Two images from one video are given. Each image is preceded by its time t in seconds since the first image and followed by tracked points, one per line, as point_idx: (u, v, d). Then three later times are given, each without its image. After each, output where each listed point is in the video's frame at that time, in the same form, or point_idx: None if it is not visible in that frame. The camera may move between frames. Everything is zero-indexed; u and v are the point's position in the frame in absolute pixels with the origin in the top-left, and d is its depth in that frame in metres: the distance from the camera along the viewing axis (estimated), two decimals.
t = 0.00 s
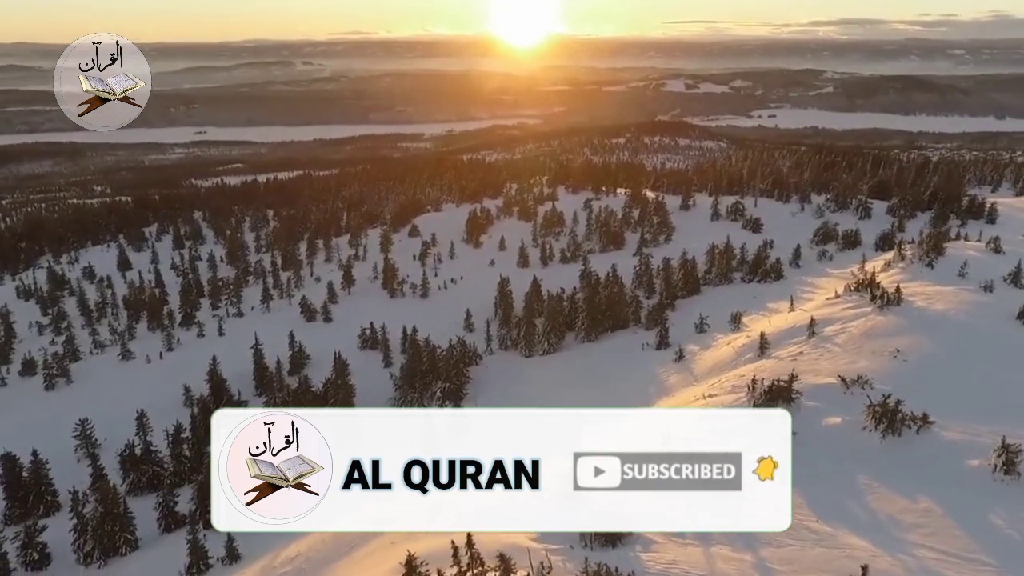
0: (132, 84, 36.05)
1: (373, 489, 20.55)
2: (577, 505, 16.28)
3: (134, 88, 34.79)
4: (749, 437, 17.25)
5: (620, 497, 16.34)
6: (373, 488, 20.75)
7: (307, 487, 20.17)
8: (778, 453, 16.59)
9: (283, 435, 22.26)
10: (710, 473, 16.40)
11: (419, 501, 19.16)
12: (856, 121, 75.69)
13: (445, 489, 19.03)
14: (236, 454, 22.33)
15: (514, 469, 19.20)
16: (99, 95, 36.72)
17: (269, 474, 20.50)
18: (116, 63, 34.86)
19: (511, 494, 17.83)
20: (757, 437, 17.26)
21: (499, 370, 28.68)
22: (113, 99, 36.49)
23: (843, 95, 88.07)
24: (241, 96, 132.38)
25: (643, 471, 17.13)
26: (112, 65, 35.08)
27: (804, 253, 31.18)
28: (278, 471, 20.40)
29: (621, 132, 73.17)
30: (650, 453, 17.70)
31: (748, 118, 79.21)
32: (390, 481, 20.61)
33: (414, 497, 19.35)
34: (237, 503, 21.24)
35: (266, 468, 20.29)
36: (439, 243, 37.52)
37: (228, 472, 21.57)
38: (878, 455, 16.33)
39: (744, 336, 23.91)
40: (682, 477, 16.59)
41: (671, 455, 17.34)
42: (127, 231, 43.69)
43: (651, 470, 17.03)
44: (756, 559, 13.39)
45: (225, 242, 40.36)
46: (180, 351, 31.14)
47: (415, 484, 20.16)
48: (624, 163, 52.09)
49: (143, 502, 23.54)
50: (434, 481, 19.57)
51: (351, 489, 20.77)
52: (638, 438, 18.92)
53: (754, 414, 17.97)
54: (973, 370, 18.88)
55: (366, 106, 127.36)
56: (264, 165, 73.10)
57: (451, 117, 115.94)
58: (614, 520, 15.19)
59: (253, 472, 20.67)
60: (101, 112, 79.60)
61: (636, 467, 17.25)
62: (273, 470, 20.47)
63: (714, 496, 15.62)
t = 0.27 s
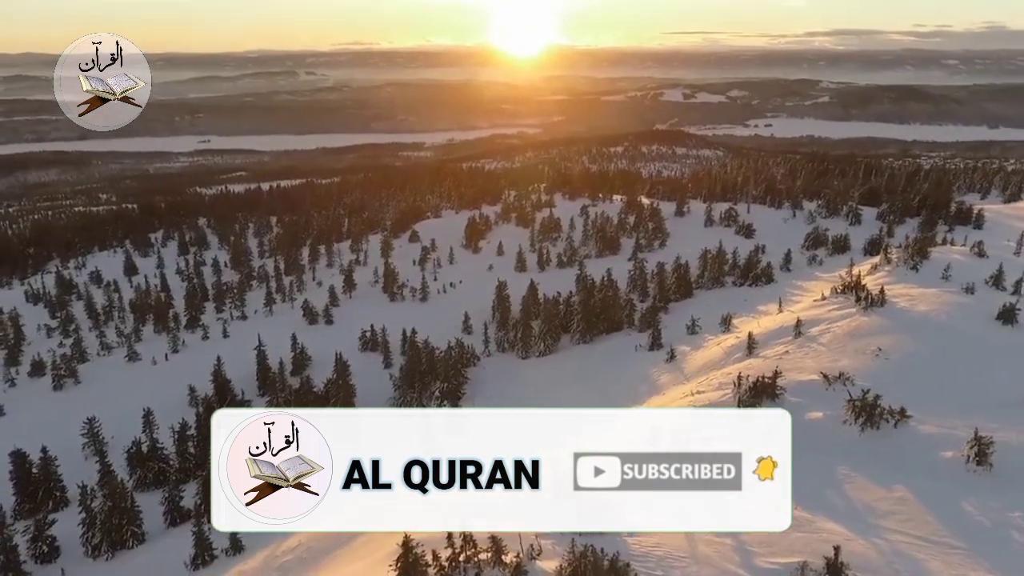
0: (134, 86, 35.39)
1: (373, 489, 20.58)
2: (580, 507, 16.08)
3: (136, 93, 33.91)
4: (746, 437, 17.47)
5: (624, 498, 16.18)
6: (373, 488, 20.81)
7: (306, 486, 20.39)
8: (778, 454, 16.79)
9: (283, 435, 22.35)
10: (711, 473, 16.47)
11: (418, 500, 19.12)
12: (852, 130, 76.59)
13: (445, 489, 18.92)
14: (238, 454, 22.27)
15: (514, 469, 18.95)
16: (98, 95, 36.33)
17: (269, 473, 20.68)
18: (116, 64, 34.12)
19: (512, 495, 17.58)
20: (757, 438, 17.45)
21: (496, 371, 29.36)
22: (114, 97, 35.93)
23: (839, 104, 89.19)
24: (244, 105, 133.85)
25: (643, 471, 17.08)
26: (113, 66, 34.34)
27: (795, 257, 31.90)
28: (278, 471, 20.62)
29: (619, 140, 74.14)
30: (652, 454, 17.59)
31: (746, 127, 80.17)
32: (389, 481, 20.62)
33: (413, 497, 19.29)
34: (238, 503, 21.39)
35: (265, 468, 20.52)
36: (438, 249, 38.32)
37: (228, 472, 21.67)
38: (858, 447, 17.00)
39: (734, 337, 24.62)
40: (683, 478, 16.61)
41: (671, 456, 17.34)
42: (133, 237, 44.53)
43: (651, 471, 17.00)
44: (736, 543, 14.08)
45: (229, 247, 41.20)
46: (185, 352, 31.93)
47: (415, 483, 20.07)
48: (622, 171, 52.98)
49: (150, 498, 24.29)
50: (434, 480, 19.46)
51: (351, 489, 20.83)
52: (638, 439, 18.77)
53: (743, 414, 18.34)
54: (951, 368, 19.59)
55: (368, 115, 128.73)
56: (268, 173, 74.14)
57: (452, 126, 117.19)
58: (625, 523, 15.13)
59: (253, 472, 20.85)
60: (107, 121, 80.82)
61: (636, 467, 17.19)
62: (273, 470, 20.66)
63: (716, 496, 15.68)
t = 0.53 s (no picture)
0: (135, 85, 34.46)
1: (375, 491, 20.23)
2: (583, 505, 16.02)
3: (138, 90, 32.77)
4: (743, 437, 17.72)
5: (627, 497, 16.09)
6: (373, 488, 20.76)
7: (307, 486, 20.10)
8: (776, 454, 17.00)
9: (283, 435, 22.12)
10: (711, 473, 16.56)
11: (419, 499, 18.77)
12: (846, 140, 77.66)
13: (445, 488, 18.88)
14: (238, 455, 21.90)
15: (514, 469, 18.73)
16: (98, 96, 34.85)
17: (269, 474, 20.22)
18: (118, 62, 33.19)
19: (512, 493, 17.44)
20: (756, 439, 17.70)
21: (493, 373, 30.08)
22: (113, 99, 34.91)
23: (834, 114, 90.33)
24: (247, 115, 135.27)
25: (642, 471, 17.16)
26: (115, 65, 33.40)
27: (785, 262, 32.64)
28: (278, 471, 20.18)
29: (617, 149, 75.14)
30: (650, 453, 17.87)
31: (742, 136, 81.24)
32: (391, 482, 20.27)
33: (413, 496, 18.91)
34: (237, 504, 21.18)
35: (265, 468, 19.99)
36: (437, 254, 39.14)
37: (229, 472, 21.54)
38: (837, 440, 17.69)
39: (722, 338, 25.36)
40: (683, 477, 16.70)
41: (671, 457, 17.54)
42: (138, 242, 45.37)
43: (651, 471, 17.08)
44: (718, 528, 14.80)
45: (232, 252, 42.01)
46: (189, 354, 32.66)
47: (416, 484, 19.86)
48: (618, 178, 53.90)
49: (155, 494, 25.00)
50: (435, 480, 19.21)
51: (351, 489, 20.74)
52: (638, 440, 18.88)
53: (739, 414, 18.65)
54: (930, 366, 20.31)
55: (369, 124, 130.05)
56: (270, 181, 75.12)
57: (452, 135, 118.38)
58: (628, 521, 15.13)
59: (252, 473, 20.25)
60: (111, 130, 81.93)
61: (635, 467, 17.25)
62: (273, 470, 20.19)
63: (717, 495, 15.70)
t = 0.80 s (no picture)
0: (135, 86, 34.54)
1: (372, 492, 20.34)
2: (584, 506, 15.94)
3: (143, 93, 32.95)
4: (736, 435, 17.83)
5: (630, 499, 16.03)
6: (373, 489, 21.03)
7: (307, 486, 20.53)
8: (776, 454, 17.13)
9: (282, 436, 22.63)
10: (711, 473, 16.62)
11: (419, 499, 18.87)
12: (842, 149, 78.67)
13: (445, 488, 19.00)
14: (237, 454, 22.45)
15: (514, 468, 18.24)
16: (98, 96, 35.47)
17: (269, 473, 21.14)
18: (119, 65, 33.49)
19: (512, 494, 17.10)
20: (754, 439, 17.82)
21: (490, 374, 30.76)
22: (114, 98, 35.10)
23: (829, 123, 91.40)
24: (249, 124, 136.67)
25: (642, 470, 17.12)
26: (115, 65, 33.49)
27: (776, 267, 33.39)
28: (278, 471, 21.05)
29: (615, 157, 76.13)
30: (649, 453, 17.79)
31: (738, 145, 82.25)
32: (390, 483, 20.44)
33: (413, 497, 19.03)
34: (238, 503, 21.23)
35: (265, 468, 20.96)
36: (436, 259, 39.95)
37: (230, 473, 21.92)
38: (818, 434, 18.39)
39: (712, 339, 26.10)
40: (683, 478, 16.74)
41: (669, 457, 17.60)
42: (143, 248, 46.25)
43: (651, 470, 17.06)
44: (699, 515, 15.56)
45: (235, 258, 42.86)
46: (193, 356, 33.43)
47: (415, 484, 20.03)
48: (614, 186, 54.82)
49: (160, 491, 25.73)
50: (435, 482, 19.41)
51: (351, 489, 21.01)
52: (634, 441, 18.85)
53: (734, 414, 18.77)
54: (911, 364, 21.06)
55: (370, 133, 131.33)
56: (272, 188, 76.11)
57: (452, 144, 119.58)
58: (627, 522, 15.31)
59: (253, 473, 21.20)
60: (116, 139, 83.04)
61: (635, 467, 17.21)
62: (273, 470, 21.12)
63: (718, 496, 15.84)
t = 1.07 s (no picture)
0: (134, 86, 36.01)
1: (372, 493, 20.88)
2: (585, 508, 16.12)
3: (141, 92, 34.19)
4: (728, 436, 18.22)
5: (630, 502, 16.31)
6: (373, 488, 21.71)
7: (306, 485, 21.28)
8: (775, 454, 17.50)
9: (282, 436, 23.47)
10: (711, 473, 16.88)
11: (419, 499, 19.43)
12: (838, 157, 79.58)
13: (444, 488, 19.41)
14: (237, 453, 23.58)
15: (514, 469, 18.03)
16: (99, 96, 36.68)
17: (269, 474, 21.73)
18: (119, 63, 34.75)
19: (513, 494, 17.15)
20: (753, 439, 18.18)
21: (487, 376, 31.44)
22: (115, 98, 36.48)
23: (825, 132, 92.42)
24: (252, 133, 138.02)
25: (642, 470, 17.38)
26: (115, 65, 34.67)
27: (767, 272, 34.13)
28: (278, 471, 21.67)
29: (613, 166, 77.11)
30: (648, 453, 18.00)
31: (735, 154, 83.22)
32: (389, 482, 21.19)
33: (414, 497, 19.55)
34: (238, 503, 21.69)
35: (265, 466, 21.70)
36: (436, 265, 40.75)
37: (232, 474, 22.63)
38: (800, 430, 19.07)
39: (703, 341, 26.82)
40: (683, 478, 17.03)
41: (668, 457, 17.83)
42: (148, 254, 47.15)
43: (651, 470, 17.33)
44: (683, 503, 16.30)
45: (239, 263, 43.70)
46: (197, 359, 34.19)
47: (416, 484, 20.65)
48: (611, 194, 55.71)
49: (165, 488, 26.45)
50: (435, 482, 19.99)
51: (351, 489, 21.66)
52: (625, 440, 18.96)
53: (720, 414, 19.40)
54: (892, 364, 21.80)
55: (371, 142, 132.57)
56: (274, 196, 77.10)
57: (453, 152, 120.71)
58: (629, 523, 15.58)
59: (253, 473, 21.88)
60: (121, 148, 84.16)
61: (635, 467, 17.46)
62: (273, 470, 21.72)
63: (718, 498, 16.15)
